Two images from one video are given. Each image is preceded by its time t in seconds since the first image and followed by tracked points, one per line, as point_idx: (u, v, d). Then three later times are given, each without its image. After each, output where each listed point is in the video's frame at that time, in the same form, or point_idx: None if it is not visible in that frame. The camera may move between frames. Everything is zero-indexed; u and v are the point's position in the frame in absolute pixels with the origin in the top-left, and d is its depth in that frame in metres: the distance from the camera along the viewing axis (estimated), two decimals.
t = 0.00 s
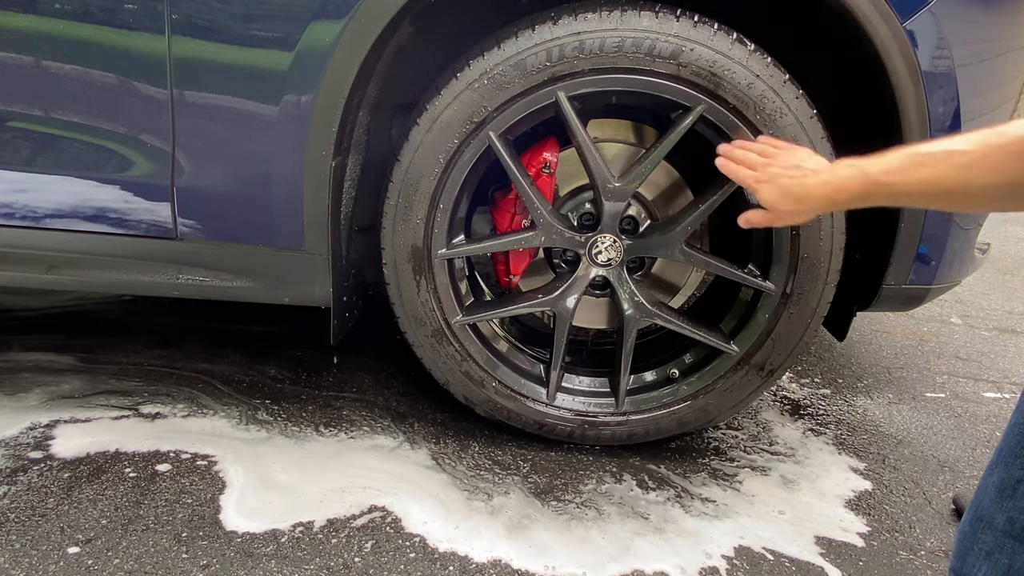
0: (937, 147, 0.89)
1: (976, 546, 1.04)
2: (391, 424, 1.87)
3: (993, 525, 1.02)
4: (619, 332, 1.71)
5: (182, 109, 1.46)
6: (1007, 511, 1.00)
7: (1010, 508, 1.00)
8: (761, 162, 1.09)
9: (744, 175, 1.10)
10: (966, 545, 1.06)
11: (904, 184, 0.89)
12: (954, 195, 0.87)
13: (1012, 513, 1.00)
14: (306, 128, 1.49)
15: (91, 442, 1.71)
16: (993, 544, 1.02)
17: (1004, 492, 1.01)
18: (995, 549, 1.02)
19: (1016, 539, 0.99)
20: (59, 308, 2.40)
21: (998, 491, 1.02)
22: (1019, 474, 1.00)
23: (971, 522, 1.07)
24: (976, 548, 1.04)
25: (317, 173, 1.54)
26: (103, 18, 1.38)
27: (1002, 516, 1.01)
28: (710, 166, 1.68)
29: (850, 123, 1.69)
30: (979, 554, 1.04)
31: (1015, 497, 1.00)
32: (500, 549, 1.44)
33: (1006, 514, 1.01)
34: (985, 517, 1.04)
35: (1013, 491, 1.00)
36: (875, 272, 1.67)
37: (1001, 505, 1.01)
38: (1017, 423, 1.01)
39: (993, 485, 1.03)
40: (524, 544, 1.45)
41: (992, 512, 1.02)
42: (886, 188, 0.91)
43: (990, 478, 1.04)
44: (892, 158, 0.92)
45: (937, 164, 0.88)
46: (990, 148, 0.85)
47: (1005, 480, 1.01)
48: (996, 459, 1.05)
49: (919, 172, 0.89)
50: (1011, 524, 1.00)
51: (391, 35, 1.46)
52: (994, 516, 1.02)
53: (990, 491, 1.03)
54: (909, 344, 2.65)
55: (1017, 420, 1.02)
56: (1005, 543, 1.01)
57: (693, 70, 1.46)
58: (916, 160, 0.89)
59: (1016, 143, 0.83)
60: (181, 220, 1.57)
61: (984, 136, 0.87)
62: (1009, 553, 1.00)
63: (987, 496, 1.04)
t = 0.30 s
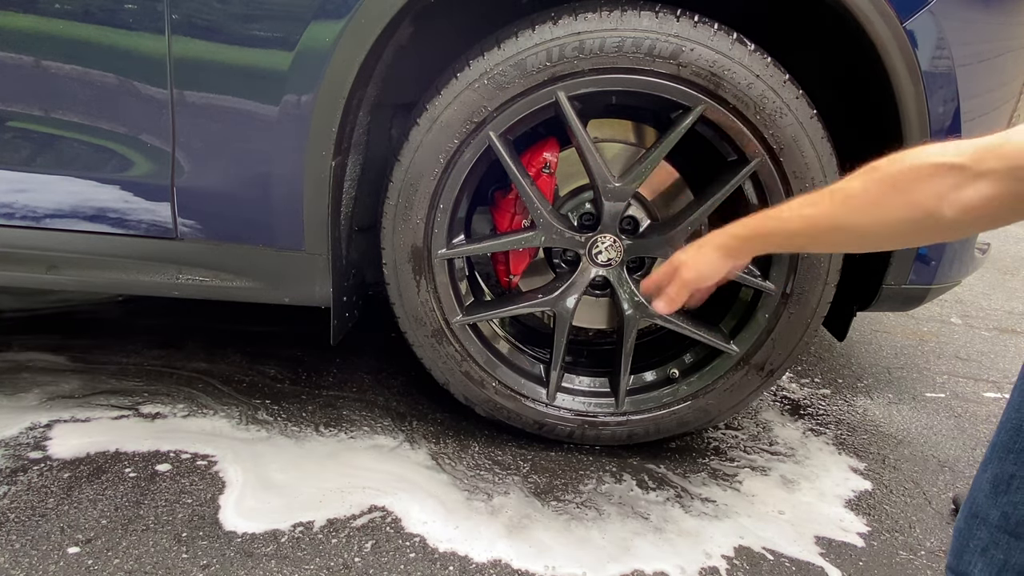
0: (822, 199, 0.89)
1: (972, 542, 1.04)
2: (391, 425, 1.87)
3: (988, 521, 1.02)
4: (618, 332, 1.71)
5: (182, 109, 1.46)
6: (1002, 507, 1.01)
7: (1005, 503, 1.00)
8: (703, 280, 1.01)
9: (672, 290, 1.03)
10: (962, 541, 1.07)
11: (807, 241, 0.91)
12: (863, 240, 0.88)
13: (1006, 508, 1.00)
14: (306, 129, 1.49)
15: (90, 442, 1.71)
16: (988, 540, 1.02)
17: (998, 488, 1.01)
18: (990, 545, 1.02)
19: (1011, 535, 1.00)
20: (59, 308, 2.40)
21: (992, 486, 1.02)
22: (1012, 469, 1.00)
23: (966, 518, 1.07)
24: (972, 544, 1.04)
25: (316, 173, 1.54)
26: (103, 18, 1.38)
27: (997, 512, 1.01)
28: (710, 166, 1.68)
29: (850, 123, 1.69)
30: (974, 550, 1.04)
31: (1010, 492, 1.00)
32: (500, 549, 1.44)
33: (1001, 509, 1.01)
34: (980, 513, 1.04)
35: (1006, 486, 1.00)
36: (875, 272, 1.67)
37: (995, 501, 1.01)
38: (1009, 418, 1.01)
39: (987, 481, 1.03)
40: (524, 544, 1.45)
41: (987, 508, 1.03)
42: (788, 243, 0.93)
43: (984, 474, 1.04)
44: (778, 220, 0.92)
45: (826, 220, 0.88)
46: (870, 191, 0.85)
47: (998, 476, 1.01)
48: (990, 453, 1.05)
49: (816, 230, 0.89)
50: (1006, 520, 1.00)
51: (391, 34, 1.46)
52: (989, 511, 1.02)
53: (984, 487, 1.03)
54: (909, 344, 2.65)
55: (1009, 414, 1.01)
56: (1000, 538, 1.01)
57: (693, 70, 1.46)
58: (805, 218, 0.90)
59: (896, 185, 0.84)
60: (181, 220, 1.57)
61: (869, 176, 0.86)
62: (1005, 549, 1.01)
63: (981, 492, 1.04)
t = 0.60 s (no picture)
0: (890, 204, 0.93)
1: (974, 544, 1.04)
2: (391, 424, 1.87)
3: (990, 522, 1.02)
4: (618, 332, 1.71)
5: (182, 109, 1.46)
6: (1003, 509, 1.01)
7: (1007, 505, 1.00)
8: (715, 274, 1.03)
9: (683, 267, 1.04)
10: (963, 543, 1.07)
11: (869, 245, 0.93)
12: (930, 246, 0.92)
13: (1008, 510, 1.00)
14: (306, 128, 1.49)
15: (90, 442, 1.71)
16: (990, 542, 1.02)
17: (1000, 490, 1.01)
18: (992, 546, 1.02)
19: (1013, 536, 1.00)
20: (58, 308, 2.39)
21: (993, 488, 1.02)
22: (1014, 471, 1.00)
23: (968, 519, 1.07)
24: (973, 546, 1.04)
25: (316, 173, 1.54)
26: (103, 18, 1.38)
27: (998, 514, 1.01)
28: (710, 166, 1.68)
29: (850, 123, 1.69)
30: (976, 551, 1.04)
31: (1012, 493, 1.00)
32: (500, 549, 1.44)
33: (1002, 511, 1.01)
34: (982, 515, 1.04)
35: (1009, 488, 1.00)
36: (875, 272, 1.67)
37: (997, 502, 1.02)
38: (1011, 420, 1.01)
39: (989, 483, 1.03)
40: (524, 544, 1.45)
41: (989, 510, 1.03)
42: (851, 243, 0.94)
43: (986, 476, 1.04)
44: (843, 221, 0.94)
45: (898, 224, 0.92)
46: (948, 198, 0.91)
47: (1000, 477, 1.02)
48: (991, 456, 1.05)
49: (886, 232, 0.92)
50: (1008, 521, 1.00)
51: (391, 34, 1.46)
52: (991, 513, 1.02)
53: (985, 489, 1.04)
54: (909, 344, 2.65)
55: (1011, 416, 1.02)
56: (1002, 540, 1.01)
57: (693, 70, 1.46)
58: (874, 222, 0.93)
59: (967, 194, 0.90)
60: (181, 220, 1.56)
61: (935, 186, 0.92)
62: (1006, 550, 1.01)
63: (983, 494, 1.04)
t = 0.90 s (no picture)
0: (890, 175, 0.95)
1: (974, 544, 1.04)
2: (391, 424, 1.87)
3: (991, 523, 1.02)
4: (618, 332, 1.71)
5: (181, 109, 1.46)
6: (1004, 509, 1.01)
7: (1007, 505, 1.00)
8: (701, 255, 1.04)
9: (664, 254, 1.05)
10: (964, 543, 1.07)
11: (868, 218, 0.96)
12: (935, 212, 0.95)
13: (1008, 511, 1.00)
14: (306, 129, 1.49)
15: (90, 443, 1.71)
16: (990, 542, 1.02)
17: (1000, 490, 1.01)
18: (992, 547, 1.02)
19: (1013, 537, 1.00)
20: (58, 308, 2.39)
21: (994, 489, 1.02)
22: (1015, 472, 1.00)
23: (968, 519, 1.07)
24: (974, 546, 1.04)
25: (317, 173, 1.54)
26: (103, 18, 1.38)
27: (999, 514, 1.02)
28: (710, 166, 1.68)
29: (850, 122, 1.69)
30: (976, 552, 1.04)
31: (1012, 494, 1.00)
32: (500, 549, 1.44)
33: (1003, 512, 1.01)
34: (982, 515, 1.04)
35: (1009, 489, 1.00)
36: (875, 272, 1.67)
37: (998, 503, 1.02)
38: (1012, 421, 1.01)
39: (989, 484, 1.04)
40: (524, 544, 1.45)
41: (989, 510, 1.03)
42: (850, 217, 0.96)
43: (986, 476, 1.04)
44: (842, 193, 0.96)
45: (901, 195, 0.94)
46: (952, 163, 0.92)
47: (1000, 478, 1.02)
48: (992, 456, 1.05)
49: (889, 206, 0.95)
50: (1009, 522, 1.00)
51: (391, 34, 1.46)
52: (991, 514, 1.02)
53: (986, 489, 1.04)
54: (910, 344, 2.65)
55: (1012, 417, 1.02)
56: (1003, 541, 1.01)
57: (693, 70, 1.46)
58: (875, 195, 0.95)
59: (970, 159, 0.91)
60: (181, 220, 1.57)
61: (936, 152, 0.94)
62: (1007, 551, 1.01)
63: (984, 494, 1.04)
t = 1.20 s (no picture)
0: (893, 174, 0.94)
1: (974, 545, 1.04)
2: (391, 424, 1.87)
3: (991, 524, 1.02)
4: (618, 332, 1.71)
5: (181, 109, 1.46)
6: (1005, 511, 1.01)
7: (1008, 507, 1.01)
8: (666, 272, 1.02)
9: (623, 273, 1.03)
10: (964, 545, 1.06)
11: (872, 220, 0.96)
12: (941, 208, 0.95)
13: (1009, 512, 1.00)
14: (306, 129, 1.49)
15: (90, 443, 1.70)
16: (990, 543, 1.02)
17: (1001, 492, 1.02)
18: (992, 548, 1.02)
19: (1013, 539, 1.00)
20: (58, 308, 2.39)
21: (994, 490, 1.03)
22: (1015, 473, 1.00)
23: (969, 521, 1.07)
24: (974, 547, 1.04)
25: (317, 172, 1.54)
26: (103, 18, 1.38)
27: (999, 516, 1.01)
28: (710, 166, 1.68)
29: (850, 122, 1.69)
30: (977, 553, 1.04)
31: (1012, 495, 1.00)
32: (500, 549, 1.44)
33: (1003, 513, 1.01)
34: (982, 517, 1.04)
35: (1009, 491, 1.01)
36: (875, 272, 1.67)
37: (998, 505, 1.02)
38: (1012, 423, 1.02)
39: (990, 485, 1.04)
40: (524, 545, 1.45)
41: (989, 511, 1.03)
42: (853, 222, 0.96)
43: (987, 478, 1.05)
44: (840, 195, 0.96)
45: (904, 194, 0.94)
46: (958, 156, 0.92)
47: (1001, 479, 1.02)
48: (993, 458, 1.05)
49: (894, 207, 0.95)
50: (1009, 523, 1.00)
51: (391, 34, 1.46)
52: (992, 515, 1.02)
53: (987, 491, 1.04)
54: (909, 344, 2.65)
55: (1012, 418, 1.02)
56: (1003, 542, 1.01)
57: (693, 70, 1.46)
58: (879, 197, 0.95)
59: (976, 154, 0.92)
60: (181, 220, 1.57)
61: (942, 146, 0.94)
62: (1007, 553, 1.01)
63: (984, 496, 1.04)
